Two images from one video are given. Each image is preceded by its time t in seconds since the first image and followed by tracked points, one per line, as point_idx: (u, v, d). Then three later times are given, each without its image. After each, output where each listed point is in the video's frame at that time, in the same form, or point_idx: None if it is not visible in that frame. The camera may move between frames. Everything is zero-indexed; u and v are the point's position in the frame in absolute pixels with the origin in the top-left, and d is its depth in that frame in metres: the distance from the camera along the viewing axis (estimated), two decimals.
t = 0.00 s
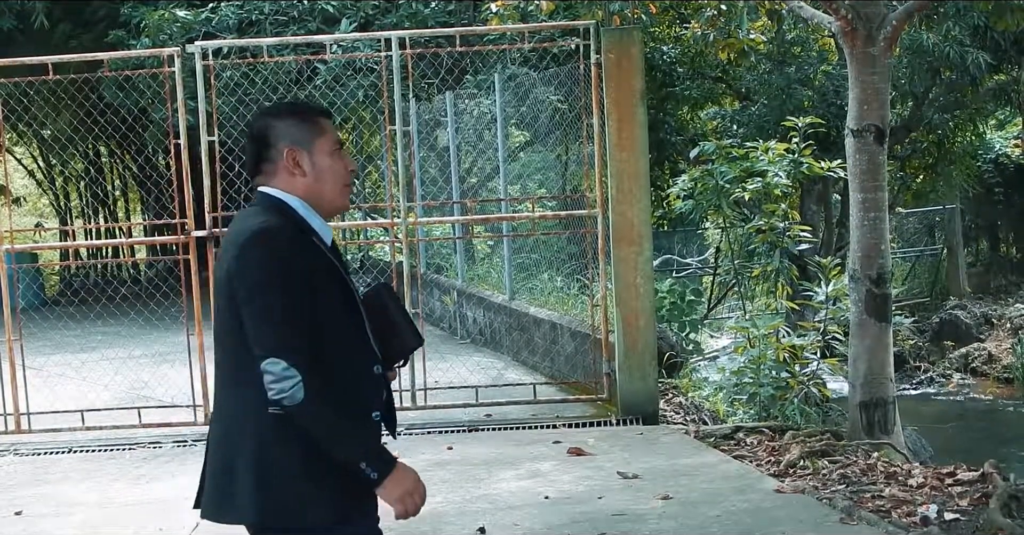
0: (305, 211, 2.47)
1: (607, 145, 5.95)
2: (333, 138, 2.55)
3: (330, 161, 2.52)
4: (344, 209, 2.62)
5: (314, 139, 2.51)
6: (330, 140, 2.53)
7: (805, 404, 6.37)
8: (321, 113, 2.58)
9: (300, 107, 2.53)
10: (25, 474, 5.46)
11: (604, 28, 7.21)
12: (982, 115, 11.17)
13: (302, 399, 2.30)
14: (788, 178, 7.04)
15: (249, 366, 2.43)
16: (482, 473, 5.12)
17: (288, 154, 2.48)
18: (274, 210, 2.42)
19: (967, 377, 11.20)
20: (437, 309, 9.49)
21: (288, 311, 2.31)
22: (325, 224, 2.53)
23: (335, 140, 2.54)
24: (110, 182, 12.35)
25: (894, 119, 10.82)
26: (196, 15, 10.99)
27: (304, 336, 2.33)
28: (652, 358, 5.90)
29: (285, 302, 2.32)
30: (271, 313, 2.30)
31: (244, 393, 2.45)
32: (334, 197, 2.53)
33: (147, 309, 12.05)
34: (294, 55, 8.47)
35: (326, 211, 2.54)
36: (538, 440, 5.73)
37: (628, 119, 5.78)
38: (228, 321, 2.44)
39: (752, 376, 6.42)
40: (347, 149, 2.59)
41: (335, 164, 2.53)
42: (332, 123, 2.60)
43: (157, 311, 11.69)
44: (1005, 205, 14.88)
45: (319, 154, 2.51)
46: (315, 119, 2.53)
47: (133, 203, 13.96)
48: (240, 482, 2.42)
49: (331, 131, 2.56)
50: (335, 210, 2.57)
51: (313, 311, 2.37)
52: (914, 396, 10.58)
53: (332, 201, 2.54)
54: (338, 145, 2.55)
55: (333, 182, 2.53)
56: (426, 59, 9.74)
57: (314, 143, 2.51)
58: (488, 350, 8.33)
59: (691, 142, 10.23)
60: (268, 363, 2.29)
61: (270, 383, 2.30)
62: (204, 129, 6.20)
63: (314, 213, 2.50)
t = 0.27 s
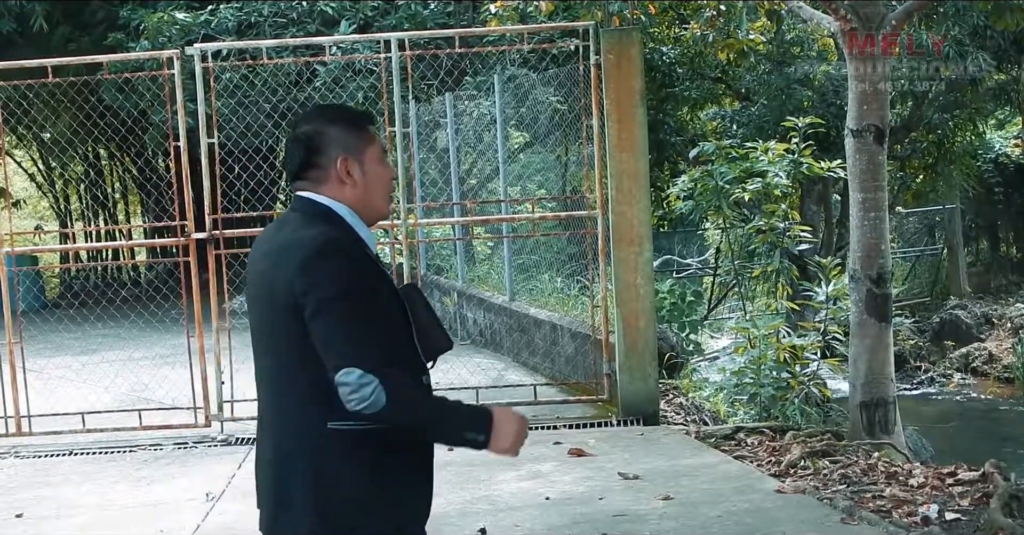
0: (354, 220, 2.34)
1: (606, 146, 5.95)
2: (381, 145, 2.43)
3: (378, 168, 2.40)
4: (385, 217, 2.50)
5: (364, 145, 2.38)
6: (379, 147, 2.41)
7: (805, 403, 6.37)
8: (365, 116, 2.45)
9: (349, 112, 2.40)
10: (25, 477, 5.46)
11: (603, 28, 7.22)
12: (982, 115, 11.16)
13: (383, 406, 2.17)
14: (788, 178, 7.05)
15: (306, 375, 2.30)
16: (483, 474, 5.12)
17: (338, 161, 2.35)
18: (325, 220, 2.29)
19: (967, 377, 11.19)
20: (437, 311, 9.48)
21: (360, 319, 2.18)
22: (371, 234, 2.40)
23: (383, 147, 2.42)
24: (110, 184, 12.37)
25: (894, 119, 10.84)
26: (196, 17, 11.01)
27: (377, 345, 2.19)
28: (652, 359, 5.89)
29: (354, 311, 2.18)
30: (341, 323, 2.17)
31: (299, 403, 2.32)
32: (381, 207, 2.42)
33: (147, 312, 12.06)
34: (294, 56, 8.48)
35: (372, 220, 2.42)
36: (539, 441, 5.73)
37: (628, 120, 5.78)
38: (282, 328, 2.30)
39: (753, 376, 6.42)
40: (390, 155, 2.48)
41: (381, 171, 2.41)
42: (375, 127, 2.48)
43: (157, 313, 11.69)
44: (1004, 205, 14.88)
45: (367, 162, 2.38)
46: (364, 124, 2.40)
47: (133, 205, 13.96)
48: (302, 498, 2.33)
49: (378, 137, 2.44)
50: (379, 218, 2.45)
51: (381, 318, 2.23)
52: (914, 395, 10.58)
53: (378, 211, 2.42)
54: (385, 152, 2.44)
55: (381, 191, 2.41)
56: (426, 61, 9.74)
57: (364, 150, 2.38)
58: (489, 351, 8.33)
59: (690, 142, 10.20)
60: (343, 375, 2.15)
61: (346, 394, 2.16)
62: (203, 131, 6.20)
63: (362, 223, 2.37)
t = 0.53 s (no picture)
0: (383, 209, 2.34)
1: (606, 147, 5.96)
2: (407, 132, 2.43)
3: (406, 156, 2.41)
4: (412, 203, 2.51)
5: (392, 133, 2.38)
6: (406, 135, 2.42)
7: (805, 403, 6.37)
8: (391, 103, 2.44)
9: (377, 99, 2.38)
10: (25, 477, 5.46)
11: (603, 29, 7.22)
12: (982, 115, 11.13)
13: (419, 401, 2.19)
14: (788, 179, 7.04)
15: (339, 371, 2.30)
16: (483, 474, 5.11)
17: (368, 151, 2.35)
18: (353, 211, 2.29)
19: (968, 377, 11.18)
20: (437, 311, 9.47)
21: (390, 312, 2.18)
22: (400, 221, 2.41)
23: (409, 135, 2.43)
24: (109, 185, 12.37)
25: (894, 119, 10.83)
26: (196, 18, 11.01)
27: (405, 338, 2.19)
28: (652, 359, 5.89)
29: (384, 305, 2.18)
30: (372, 318, 2.16)
31: (334, 399, 2.32)
32: (408, 194, 2.42)
33: (147, 312, 12.06)
34: (294, 56, 8.48)
35: (399, 207, 2.42)
36: (539, 441, 5.72)
37: (627, 120, 5.78)
38: (312, 322, 2.30)
39: (753, 376, 6.39)
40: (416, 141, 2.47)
41: (409, 158, 2.41)
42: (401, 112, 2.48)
43: (158, 314, 11.68)
44: (1004, 205, 14.89)
45: (395, 150, 2.38)
46: (391, 112, 2.40)
47: (134, 206, 13.97)
48: (340, 497, 2.32)
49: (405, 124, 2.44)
50: (407, 204, 2.45)
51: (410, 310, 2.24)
52: (914, 396, 10.57)
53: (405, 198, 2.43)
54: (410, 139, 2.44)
55: (408, 178, 2.42)
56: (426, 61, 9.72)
57: (392, 138, 2.38)
58: (488, 351, 8.32)
59: (691, 142, 10.16)
60: (374, 373, 2.15)
61: (380, 393, 2.18)
62: (203, 131, 6.20)
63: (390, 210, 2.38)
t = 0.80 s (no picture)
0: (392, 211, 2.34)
1: (606, 147, 5.95)
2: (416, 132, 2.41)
3: (414, 156, 2.40)
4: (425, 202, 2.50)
5: (399, 134, 2.37)
6: (413, 135, 2.40)
7: (805, 404, 6.36)
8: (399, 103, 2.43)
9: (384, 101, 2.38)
10: (25, 478, 5.46)
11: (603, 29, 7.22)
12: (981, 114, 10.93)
13: (415, 403, 2.16)
14: (788, 179, 7.03)
15: (345, 372, 2.32)
16: (483, 474, 5.11)
17: (373, 154, 2.35)
18: (360, 215, 2.29)
19: (968, 378, 11.18)
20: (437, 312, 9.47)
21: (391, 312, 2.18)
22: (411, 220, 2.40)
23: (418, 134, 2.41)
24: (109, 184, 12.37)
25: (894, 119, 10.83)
26: (196, 18, 11.01)
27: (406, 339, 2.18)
28: (652, 360, 5.90)
29: (387, 305, 2.18)
30: (372, 319, 2.17)
31: (341, 401, 2.33)
32: (419, 194, 2.42)
33: (147, 312, 12.07)
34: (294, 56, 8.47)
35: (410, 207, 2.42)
36: (539, 442, 5.72)
37: (627, 119, 5.78)
38: (318, 327, 2.33)
39: (753, 377, 6.39)
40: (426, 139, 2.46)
41: (417, 158, 2.40)
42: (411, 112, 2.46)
43: (158, 314, 11.68)
44: (1005, 205, 14.89)
45: (401, 151, 2.37)
46: (397, 114, 2.38)
47: (134, 206, 13.97)
48: (349, 498, 2.34)
49: (413, 122, 2.42)
50: (419, 203, 2.44)
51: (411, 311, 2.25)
52: (914, 396, 10.56)
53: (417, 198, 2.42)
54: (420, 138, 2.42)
55: (418, 178, 2.41)
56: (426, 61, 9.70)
57: (399, 139, 2.37)
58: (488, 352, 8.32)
59: (691, 142, 10.15)
60: (371, 372, 2.15)
61: (379, 392, 2.17)
62: (204, 131, 6.18)
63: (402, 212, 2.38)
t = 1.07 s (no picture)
0: (394, 206, 2.36)
1: (606, 148, 5.95)
2: (419, 128, 2.40)
3: (414, 153, 2.39)
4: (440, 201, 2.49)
5: (395, 131, 2.38)
6: (412, 131, 2.39)
7: (805, 404, 6.36)
8: (407, 102, 2.44)
9: (385, 99, 2.41)
10: (26, 478, 5.46)
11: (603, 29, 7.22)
12: (983, 116, 11.06)
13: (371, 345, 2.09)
14: (788, 179, 7.03)
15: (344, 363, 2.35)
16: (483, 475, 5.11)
17: (368, 151, 2.39)
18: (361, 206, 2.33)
19: (968, 378, 11.19)
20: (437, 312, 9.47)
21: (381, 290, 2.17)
22: (415, 218, 2.41)
23: (419, 130, 2.40)
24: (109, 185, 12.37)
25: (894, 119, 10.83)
26: (196, 18, 11.01)
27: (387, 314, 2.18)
28: (652, 360, 5.89)
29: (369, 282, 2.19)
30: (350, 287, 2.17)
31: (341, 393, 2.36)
32: (422, 191, 2.41)
33: (147, 313, 12.07)
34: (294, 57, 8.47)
35: (417, 204, 2.42)
36: (540, 442, 5.72)
37: (627, 119, 5.78)
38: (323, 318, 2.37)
39: (754, 377, 6.36)
40: (435, 137, 2.45)
41: (415, 156, 2.39)
42: (422, 111, 2.47)
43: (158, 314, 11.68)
44: (1005, 206, 14.90)
45: (398, 148, 2.38)
46: (396, 111, 2.39)
47: (135, 206, 13.98)
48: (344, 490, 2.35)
49: (417, 119, 2.41)
50: (428, 202, 2.43)
51: (406, 301, 2.26)
52: (915, 397, 10.56)
53: (423, 196, 2.41)
54: (422, 134, 2.40)
55: (419, 175, 2.40)
56: (426, 61, 9.69)
57: (395, 137, 2.38)
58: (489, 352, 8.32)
59: (692, 142, 10.14)
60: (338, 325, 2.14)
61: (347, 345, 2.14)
62: (204, 132, 6.18)
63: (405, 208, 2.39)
